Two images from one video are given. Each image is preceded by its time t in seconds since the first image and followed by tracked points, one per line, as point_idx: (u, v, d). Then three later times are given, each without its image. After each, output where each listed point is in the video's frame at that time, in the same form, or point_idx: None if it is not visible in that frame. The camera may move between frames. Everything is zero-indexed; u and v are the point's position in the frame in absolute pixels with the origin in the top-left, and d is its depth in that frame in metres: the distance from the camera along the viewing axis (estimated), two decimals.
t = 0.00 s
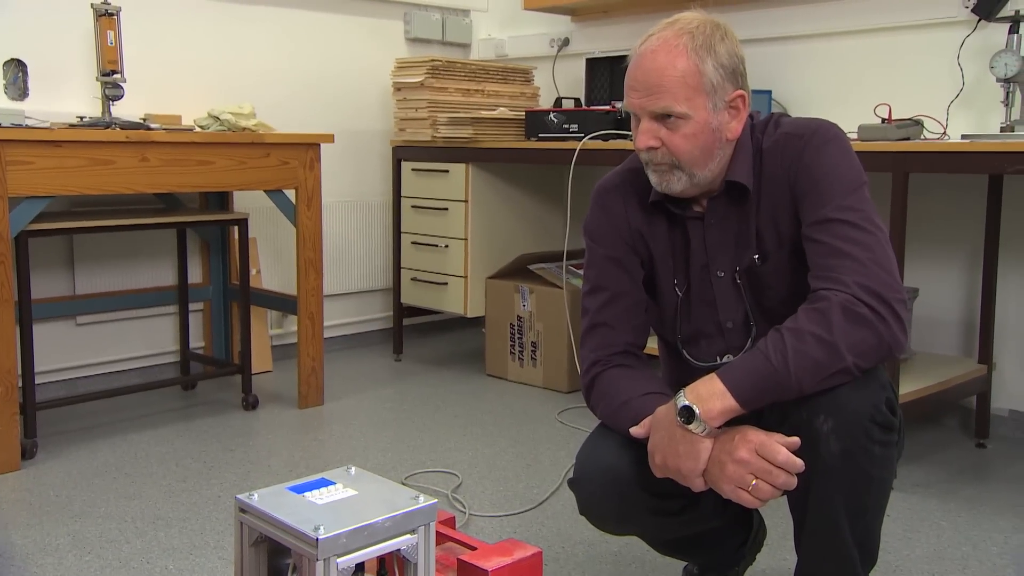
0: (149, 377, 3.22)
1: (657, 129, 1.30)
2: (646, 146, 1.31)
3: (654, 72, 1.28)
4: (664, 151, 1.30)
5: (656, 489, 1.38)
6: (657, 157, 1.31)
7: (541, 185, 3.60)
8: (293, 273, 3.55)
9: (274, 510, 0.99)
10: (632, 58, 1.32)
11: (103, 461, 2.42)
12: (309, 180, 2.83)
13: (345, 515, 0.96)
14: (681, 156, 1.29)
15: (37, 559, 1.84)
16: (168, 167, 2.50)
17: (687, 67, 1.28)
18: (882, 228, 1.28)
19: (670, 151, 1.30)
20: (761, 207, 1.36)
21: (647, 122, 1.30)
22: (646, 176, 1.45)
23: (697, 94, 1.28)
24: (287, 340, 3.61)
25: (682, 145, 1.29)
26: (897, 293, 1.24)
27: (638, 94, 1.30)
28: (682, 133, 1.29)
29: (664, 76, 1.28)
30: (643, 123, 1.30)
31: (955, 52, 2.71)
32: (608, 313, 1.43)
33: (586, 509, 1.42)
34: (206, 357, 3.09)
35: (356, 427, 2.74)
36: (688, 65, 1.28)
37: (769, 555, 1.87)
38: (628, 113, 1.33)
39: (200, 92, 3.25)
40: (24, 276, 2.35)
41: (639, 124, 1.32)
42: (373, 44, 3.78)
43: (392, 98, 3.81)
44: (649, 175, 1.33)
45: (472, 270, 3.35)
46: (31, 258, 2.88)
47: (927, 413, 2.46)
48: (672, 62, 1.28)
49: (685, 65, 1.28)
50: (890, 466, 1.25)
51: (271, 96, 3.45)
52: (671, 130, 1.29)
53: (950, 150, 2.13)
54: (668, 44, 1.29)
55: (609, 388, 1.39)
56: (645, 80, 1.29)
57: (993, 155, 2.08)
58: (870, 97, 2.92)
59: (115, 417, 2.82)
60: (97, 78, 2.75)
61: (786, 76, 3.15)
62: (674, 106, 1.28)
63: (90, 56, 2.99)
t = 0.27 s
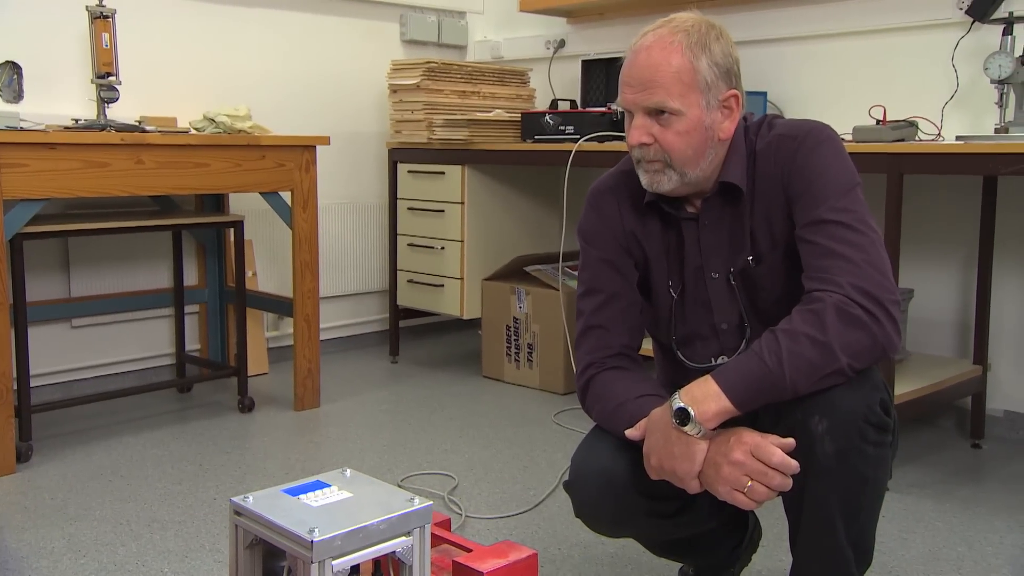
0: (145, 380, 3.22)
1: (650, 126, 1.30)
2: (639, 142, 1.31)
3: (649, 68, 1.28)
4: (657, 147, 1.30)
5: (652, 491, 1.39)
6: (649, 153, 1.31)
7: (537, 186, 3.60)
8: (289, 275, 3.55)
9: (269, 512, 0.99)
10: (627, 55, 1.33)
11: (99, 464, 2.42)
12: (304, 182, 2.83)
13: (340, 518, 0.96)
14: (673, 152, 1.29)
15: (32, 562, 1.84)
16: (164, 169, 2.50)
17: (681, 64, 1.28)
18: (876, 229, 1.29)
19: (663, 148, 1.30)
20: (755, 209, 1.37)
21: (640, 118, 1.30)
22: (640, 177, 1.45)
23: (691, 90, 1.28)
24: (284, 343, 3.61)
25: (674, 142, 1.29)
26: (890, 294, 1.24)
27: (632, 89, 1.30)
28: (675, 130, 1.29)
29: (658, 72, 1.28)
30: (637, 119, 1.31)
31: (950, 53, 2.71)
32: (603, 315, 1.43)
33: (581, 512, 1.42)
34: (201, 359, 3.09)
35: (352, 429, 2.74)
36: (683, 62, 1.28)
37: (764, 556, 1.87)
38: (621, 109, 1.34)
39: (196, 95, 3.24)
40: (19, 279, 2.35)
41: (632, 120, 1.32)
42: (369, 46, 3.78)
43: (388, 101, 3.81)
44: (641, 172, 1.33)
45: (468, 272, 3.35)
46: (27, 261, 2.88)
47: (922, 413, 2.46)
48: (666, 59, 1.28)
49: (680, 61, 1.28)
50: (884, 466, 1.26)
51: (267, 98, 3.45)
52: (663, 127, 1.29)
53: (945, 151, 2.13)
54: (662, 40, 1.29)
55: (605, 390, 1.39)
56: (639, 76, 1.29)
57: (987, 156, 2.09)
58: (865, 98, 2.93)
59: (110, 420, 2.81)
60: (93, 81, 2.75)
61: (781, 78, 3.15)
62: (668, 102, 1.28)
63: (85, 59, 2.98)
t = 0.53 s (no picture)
0: (143, 380, 3.22)
1: (647, 129, 1.30)
2: (636, 146, 1.31)
3: (643, 71, 1.28)
4: (654, 150, 1.30)
5: (650, 491, 1.39)
6: (647, 156, 1.31)
7: (535, 186, 3.60)
8: (287, 275, 3.55)
9: (266, 513, 0.98)
10: (622, 58, 1.33)
11: (96, 465, 2.42)
12: (302, 182, 2.82)
13: (338, 518, 0.96)
14: (671, 155, 1.29)
15: (30, 563, 1.83)
16: (161, 169, 2.50)
17: (676, 66, 1.28)
18: (873, 228, 1.28)
19: (660, 151, 1.30)
20: (753, 208, 1.37)
21: (636, 121, 1.30)
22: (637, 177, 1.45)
23: (686, 93, 1.28)
24: (282, 343, 3.61)
25: (671, 144, 1.29)
26: (888, 293, 1.24)
27: (628, 93, 1.30)
28: (671, 132, 1.29)
29: (652, 75, 1.28)
30: (633, 123, 1.31)
31: (947, 53, 2.71)
32: (601, 315, 1.43)
33: (580, 512, 1.42)
34: (199, 360, 3.09)
35: (350, 429, 2.73)
36: (677, 64, 1.28)
37: (762, 555, 1.87)
38: (618, 112, 1.34)
39: (193, 95, 3.24)
40: (17, 279, 2.35)
41: (628, 124, 1.32)
42: (366, 46, 3.78)
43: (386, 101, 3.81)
44: (639, 175, 1.33)
45: (466, 272, 3.35)
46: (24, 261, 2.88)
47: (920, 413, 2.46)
48: (661, 62, 1.28)
49: (674, 64, 1.28)
50: (883, 466, 1.26)
51: (264, 99, 3.45)
52: (660, 129, 1.29)
53: (942, 151, 2.13)
54: (656, 43, 1.29)
55: (603, 390, 1.39)
56: (634, 80, 1.29)
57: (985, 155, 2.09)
58: (863, 98, 2.93)
59: (108, 420, 2.81)
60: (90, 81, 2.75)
61: (779, 77, 3.15)
62: (663, 105, 1.28)
63: (82, 59, 2.98)
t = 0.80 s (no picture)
0: (140, 377, 3.21)
1: (645, 131, 1.30)
2: (635, 147, 1.31)
3: (641, 73, 1.28)
4: (653, 151, 1.30)
5: (648, 490, 1.38)
6: (646, 158, 1.31)
7: (534, 184, 3.59)
8: (285, 273, 3.55)
9: (264, 511, 0.98)
10: (619, 60, 1.32)
11: (93, 462, 2.41)
12: (301, 180, 2.82)
13: (336, 516, 0.96)
14: (670, 156, 1.29)
15: (26, 560, 1.83)
16: (159, 166, 2.49)
17: (673, 68, 1.28)
18: (872, 228, 1.28)
19: (659, 152, 1.30)
20: (752, 207, 1.37)
21: (635, 123, 1.30)
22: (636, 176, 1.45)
23: (684, 94, 1.28)
24: (279, 341, 3.60)
25: (670, 145, 1.29)
26: (887, 293, 1.24)
27: (625, 95, 1.30)
28: (669, 133, 1.29)
29: (650, 77, 1.28)
30: (631, 125, 1.30)
31: (946, 53, 2.71)
32: (599, 314, 1.43)
33: (578, 511, 1.42)
34: (197, 357, 3.09)
35: (348, 427, 2.73)
36: (674, 66, 1.28)
37: (760, 554, 1.87)
38: (616, 114, 1.33)
39: (191, 92, 3.23)
40: (14, 276, 2.34)
41: (627, 125, 1.32)
42: (365, 43, 3.77)
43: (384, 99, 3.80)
44: (639, 177, 1.34)
45: (465, 270, 3.35)
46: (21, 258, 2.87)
47: (918, 412, 2.46)
48: (658, 63, 1.28)
49: (671, 65, 1.28)
50: (881, 466, 1.26)
51: (263, 96, 3.44)
52: (659, 130, 1.29)
53: (941, 151, 2.13)
54: (653, 45, 1.29)
55: (601, 389, 1.39)
56: (632, 82, 1.29)
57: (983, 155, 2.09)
58: (862, 97, 2.93)
59: (104, 417, 2.80)
60: (88, 78, 2.74)
61: (778, 77, 3.15)
62: (661, 107, 1.28)
63: (80, 56, 2.97)
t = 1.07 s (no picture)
0: (140, 374, 3.21)
1: (654, 117, 1.29)
2: (643, 135, 1.30)
3: (654, 59, 1.28)
4: (661, 140, 1.30)
5: (649, 489, 1.38)
6: (653, 146, 1.30)
7: (535, 182, 3.59)
8: (285, 270, 3.55)
9: (265, 507, 0.98)
10: (631, 46, 1.32)
11: (94, 458, 2.41)
12: (302, 177, 2.82)
13: (337, 513, 0.96)
14: (678, 145, 1.29)
15: (26, 556, 1.83)
16: (159, 162, 2.49)
17: (686, 55, 1.28)
18: (874, 227, 1.28)
19: (667, 140, 1.29)
20: (754, 205, 1.36)
21: (644, 109, 1.30)
22: (638, 174, 1.45)
23: (696, 83, 1.28)
24: (280, 337, 3.60)
25: (678, 134, 1.29)
26: (889, 291, 1.24)
27: (636, 81, 1.29)
28: (678, 122, 1.28)
29: (663, 63, 1.28)
30: (640, 111, 1.30)
31: (948, 52, 2.71)
32: (601, 311, 1.43)
33: (578, 508, 1.42)
34: (197, 353, 3.09)
35: (348, 424, 2.73)
36: (688, 53, 1.28)
37: (760, 552, 1.87)
38: (625, 101, 1.33)
39: (192, 88, 3.23)
40: (15, 271, 2.34)
41: (635, 112, 1.32)
42: (366, 40, 3.77)
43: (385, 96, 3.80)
44: (644, 166, 1.33)
45: (465, 267, 3.34)
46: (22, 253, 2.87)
47: (919, 411, 2.46)
48: (672, 50, 1.28)
49: (685, 52, 1.28)
50: (882, 465, 1.26)
51: (264, 92, 3.44)
52: (667, 119, 1.29)
53: (944, 149, 2.13)
54: (667, 32, 1.29)
55: (602, 387, 1.39)
56: (644, 68, 1.29)
57: (985, 154, 2.08)
58: (863, 95, 2.93)
59: (105, 414, 2.80)
60: (89, 74, 2.74)
61: (779, 75, 3.15)
62: (672, 94, 1.27)
63: (81, 51, 2.97)
